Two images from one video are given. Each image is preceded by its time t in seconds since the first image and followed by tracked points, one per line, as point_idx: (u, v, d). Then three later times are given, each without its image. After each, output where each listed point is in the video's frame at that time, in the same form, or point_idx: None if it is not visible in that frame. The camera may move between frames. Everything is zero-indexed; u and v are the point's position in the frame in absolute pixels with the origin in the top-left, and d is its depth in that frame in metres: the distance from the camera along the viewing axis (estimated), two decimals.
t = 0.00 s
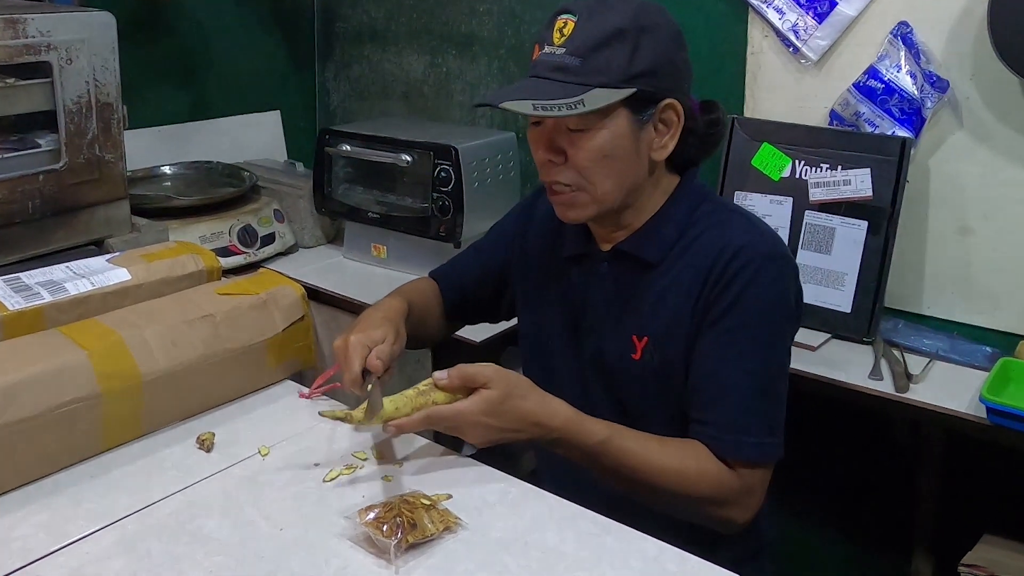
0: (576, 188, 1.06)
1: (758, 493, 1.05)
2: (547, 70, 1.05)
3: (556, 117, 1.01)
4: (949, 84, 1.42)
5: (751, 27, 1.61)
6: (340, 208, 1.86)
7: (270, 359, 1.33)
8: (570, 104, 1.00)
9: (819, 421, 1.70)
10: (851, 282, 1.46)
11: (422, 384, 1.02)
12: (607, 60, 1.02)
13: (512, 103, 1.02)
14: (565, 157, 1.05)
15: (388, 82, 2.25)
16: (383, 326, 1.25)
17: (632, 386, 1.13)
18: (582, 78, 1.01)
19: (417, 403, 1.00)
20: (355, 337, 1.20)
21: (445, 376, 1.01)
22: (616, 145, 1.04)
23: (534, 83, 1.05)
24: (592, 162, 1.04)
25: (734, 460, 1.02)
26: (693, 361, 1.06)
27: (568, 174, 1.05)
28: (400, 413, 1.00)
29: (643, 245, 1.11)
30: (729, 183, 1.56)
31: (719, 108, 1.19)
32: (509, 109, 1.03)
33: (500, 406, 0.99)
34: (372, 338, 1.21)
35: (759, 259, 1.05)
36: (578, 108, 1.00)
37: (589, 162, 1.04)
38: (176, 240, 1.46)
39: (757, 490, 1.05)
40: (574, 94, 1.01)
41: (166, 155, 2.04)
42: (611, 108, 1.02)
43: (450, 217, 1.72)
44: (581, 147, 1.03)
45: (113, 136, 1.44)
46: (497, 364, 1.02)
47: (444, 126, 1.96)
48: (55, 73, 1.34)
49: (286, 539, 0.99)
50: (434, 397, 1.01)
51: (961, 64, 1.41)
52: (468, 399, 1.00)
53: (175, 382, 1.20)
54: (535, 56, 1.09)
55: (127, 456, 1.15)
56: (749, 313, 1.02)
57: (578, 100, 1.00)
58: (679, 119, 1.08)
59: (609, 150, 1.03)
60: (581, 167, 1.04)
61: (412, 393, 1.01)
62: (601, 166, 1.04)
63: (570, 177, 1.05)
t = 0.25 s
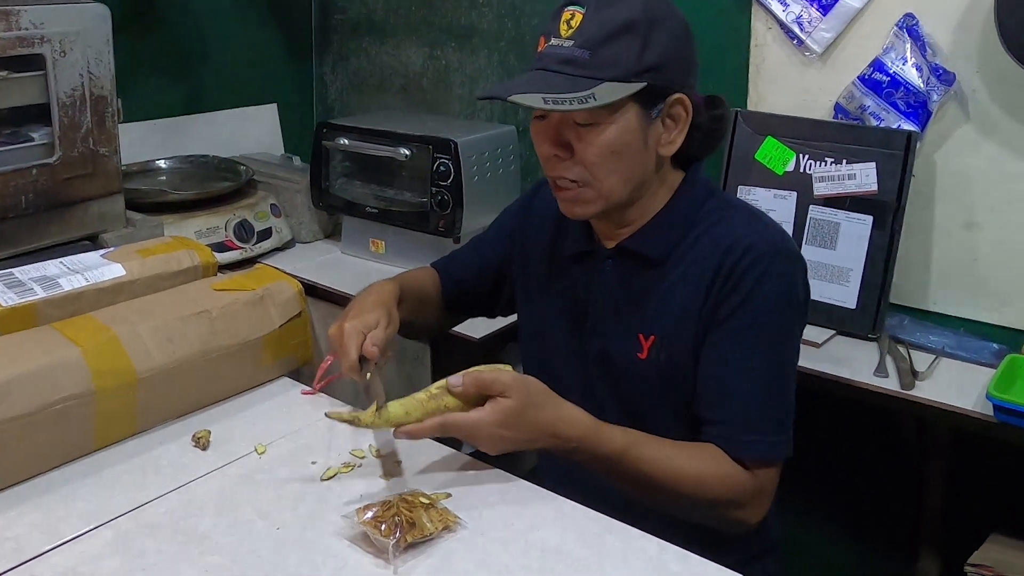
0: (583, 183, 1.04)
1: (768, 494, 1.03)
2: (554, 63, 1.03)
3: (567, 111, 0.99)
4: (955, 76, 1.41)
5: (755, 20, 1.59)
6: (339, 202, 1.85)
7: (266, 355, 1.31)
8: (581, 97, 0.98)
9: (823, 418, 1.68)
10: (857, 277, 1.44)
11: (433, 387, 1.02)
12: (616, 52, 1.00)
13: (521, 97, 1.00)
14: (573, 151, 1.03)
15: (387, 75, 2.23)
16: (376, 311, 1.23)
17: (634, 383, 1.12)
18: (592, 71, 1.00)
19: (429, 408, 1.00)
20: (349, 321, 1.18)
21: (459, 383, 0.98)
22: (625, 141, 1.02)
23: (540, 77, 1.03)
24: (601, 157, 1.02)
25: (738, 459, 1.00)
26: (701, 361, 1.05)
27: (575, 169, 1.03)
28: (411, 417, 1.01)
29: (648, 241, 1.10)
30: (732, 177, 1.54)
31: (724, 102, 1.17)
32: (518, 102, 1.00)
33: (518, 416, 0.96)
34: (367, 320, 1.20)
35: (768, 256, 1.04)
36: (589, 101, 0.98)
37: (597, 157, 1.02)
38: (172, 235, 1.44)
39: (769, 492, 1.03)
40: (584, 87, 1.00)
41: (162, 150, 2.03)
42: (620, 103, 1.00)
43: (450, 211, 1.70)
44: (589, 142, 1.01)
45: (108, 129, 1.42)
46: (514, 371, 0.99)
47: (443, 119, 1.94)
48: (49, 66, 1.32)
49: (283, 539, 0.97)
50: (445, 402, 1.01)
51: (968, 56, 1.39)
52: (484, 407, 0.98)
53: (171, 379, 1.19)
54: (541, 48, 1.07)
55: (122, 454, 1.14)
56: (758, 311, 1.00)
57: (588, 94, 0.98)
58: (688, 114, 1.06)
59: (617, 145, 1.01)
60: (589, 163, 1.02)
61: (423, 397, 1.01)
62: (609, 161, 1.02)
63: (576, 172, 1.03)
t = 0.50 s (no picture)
0: (582, 176, 1.02)
1: (766, 492, 1.02)
2: (557, 54, 1.01)
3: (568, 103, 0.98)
4: (961, 69, 1.39)
5: (758, 11, 1.56)
6: (337, 196, 1.83)
7: (263, 352, 1.29)
8: (582, 89, 0.96)
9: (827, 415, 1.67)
10: (862, 273, 1.42)
11: (420, 374, 1.00)
12: (620, 44, 0.98)
13: (522, 88, 0.98)
14: (573, 143, 1.01)
15: (386, 68, 2.21)
16: (373, 322, 1.22)
17: (636, 380, 1.10)
18: (594, 62, 0.98)
19: (414, 395, 0.99)
20: (344, 332, 1.17)
21: (447, 372, 0.97)
22: (626, 133, 1.00)
23: (543, 68, 1.01)
24: (601, 150, 1.00)
25: (743, 458, 0.99)
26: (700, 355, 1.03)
27: (575, 161, 1.01)
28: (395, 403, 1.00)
29: (650, 235, 1.08)
30: (736, 171, 1.53)
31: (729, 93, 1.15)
32: (521, 94, 0.98)
33: (505, 408, 0.95)
34: (362, 332, 1.18)
35: (770, 251, 1.02)
36: (590, 94, 0.96)
37: (597, 149, 1.00)
38: (167, 230, 1.42)
39: (766, 490, 1.02)
40: (586, 79, 0.98)
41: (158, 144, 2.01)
42: (622, 94, 0.99)
43: (449, 206, 1.69)
44: (590, 134, 1.00)
45: (103, 123, 1.41)
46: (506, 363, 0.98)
47: (442, 112, 1.92)
48: (42, 58, 1.30)
49: (279, 538, 0.96)
50: (432, 391, 0.99)
51: (975, 49, 1.38)
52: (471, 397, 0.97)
53: (166, 376, 1.17)
54: (544, 39, 1.05)
55: (117, 452, 1.12)
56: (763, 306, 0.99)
57: (590, 86, 0.97)
58: (692, 107, 1.05)
59: (618, 137, 1.00)
60: (589, 155, 1.00)
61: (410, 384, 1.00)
62: (610, 154, 1.00)
63: (576, 164, 1.01)
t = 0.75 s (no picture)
0: (589, 172, 1.00)
1: (772, 492, 1.00)
2: (564, 48, 1.00)
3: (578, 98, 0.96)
4: (968, 62, 1.37)
5: (762, 3, 1.55)
6: (335, 191, 1.81)
7: (260, 349, 1.28)
8: (593, 83, 0.95)
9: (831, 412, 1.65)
10: (867, 269, 1.41)
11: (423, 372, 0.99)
12: (628, 37, 0.97)
13: (531, 82, 0.96)
14: (579, 139, 0.99)
15: (385, 61, 2.19)
16: (372, 304, 1.19)
17: (640, 376, 1.08)
18: (604, 57, 0.96)
19: (417, 394, 0.98)
20: (345, 317, 1.14)
21: (449, 370, 0.96)
22: (634, 129, 0.98)
23: (549, 62, 0.99)
24: (608, 146, 0.98)
25: (747, 455, 0.97)
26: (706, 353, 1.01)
27: (582, 157, 0.99)
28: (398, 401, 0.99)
29: (654, 230, 1.06)
30: (739, 165, 1.51)
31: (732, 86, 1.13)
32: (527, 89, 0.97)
33: (505, 406, 0.94)
34: (364, 315, 1.16)
35: (775, 247, 1.00)
36: (601, 88, 0.94)
37: (604, 145, 0.98)
38: (162, 226, 1.41)
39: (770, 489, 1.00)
40: (596, 74, 0.96)
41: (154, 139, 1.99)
42: (630, 90, 0.97)
43: (448, 201, 1.67)
44: (597, 130, 0.98)
45: (98, 117, 1.39)
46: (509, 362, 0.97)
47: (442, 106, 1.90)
48: (36, 51, 1.28)
49: (276, 538, 0.94)
50: (434, 389, 0.98)
51: (982, 42, 1.36)
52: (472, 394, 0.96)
53: (162, 374, 1.15)
54: (548, 31, 1.03)
55: (112, 450, 1.10)
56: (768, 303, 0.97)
57: (601, 81, 0.95)
58: (699, 101, 1.03)
59: (625, 133, 0.98)
60: (596, 151, 0.98)
61: (412, 383, 0.99)
62: (617, 150, 0.98)
63: (583, 161, 0.99)
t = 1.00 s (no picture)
0: (592, 164, 0.98)
1: (778, 489, 0.99)
2: (566, 38, 0.98)
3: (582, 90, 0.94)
4: (974, 55, 1.36)
5: None
6: (332, 185, 1.79)
7: (256, 346, 1.26)
8: (597, 75, 0.93)
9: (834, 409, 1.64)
10: (872, 264, 1.39)
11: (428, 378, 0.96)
12: (631, 27, 0.95)
13: (533, 74, 0.94)
14: (583, 131, 0.97)
15: (383, 55, 2.17)
16: (372, 299, 1.18)
17: (642, 373, 1.07)
18: (607, 48, 0.95)
19: (426, 401, 0.95)
20: (345, 314, 1.14)
21: (457, 376, 0.93)
22: (638, 120, 0.96)
23: (552, 53, 0.98)
24: (612, 138, 0.96)
25: (751, 453, 0.96)
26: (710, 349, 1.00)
27: (586, 149, 0.97)
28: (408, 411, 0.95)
29: (657, 225, 1.04)
30: (742, 159, 1.49)
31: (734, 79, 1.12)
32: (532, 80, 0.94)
33: (519, 413, 0.91)
34: (365, 311, 1.15)
35: (781, 242, 0.99)
36: (605, 80, 0.93)
37: (608, 137, 0.96)
38: (157, 221, 1.39)
39: (774, 487, 0.98)
40: (599, 65, 0.94)
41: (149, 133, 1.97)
42: (634, 82, 0.95)
43: (447, 195, 1.65)
44: (601, 122, 0.96)
45: (92, 110, 1.37)
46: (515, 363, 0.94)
47: (440, 99, 1.88)
48: (29, 43, 1.26)
49: (272, 537, 0.93)
50: (442, 396, 0.94)
51: (988, 33, 1.34)
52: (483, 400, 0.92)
53: (158, 370, 1.14)
54: (550, 22, 1.01)
55: (107, 448, 1.09)
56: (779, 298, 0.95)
57: (605, 72, 0.93)
58: (703, 94, 1.01)
59: (630, 125, 0.96)
60: (600, 143, 0.97)
61: (419, 390, 0.95)
62: (621, 142, 0.97)
63: (586, 152, 0.97)
